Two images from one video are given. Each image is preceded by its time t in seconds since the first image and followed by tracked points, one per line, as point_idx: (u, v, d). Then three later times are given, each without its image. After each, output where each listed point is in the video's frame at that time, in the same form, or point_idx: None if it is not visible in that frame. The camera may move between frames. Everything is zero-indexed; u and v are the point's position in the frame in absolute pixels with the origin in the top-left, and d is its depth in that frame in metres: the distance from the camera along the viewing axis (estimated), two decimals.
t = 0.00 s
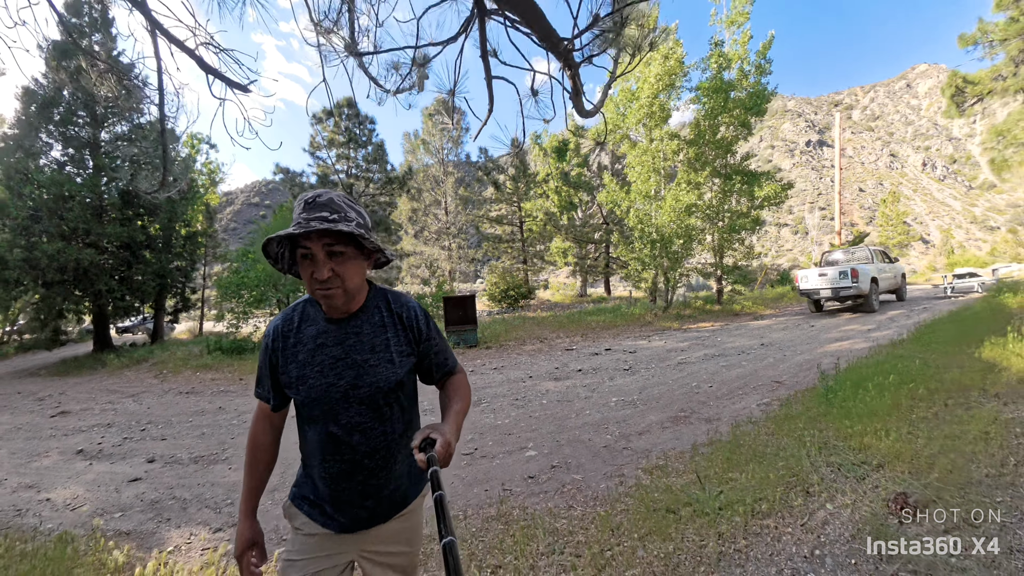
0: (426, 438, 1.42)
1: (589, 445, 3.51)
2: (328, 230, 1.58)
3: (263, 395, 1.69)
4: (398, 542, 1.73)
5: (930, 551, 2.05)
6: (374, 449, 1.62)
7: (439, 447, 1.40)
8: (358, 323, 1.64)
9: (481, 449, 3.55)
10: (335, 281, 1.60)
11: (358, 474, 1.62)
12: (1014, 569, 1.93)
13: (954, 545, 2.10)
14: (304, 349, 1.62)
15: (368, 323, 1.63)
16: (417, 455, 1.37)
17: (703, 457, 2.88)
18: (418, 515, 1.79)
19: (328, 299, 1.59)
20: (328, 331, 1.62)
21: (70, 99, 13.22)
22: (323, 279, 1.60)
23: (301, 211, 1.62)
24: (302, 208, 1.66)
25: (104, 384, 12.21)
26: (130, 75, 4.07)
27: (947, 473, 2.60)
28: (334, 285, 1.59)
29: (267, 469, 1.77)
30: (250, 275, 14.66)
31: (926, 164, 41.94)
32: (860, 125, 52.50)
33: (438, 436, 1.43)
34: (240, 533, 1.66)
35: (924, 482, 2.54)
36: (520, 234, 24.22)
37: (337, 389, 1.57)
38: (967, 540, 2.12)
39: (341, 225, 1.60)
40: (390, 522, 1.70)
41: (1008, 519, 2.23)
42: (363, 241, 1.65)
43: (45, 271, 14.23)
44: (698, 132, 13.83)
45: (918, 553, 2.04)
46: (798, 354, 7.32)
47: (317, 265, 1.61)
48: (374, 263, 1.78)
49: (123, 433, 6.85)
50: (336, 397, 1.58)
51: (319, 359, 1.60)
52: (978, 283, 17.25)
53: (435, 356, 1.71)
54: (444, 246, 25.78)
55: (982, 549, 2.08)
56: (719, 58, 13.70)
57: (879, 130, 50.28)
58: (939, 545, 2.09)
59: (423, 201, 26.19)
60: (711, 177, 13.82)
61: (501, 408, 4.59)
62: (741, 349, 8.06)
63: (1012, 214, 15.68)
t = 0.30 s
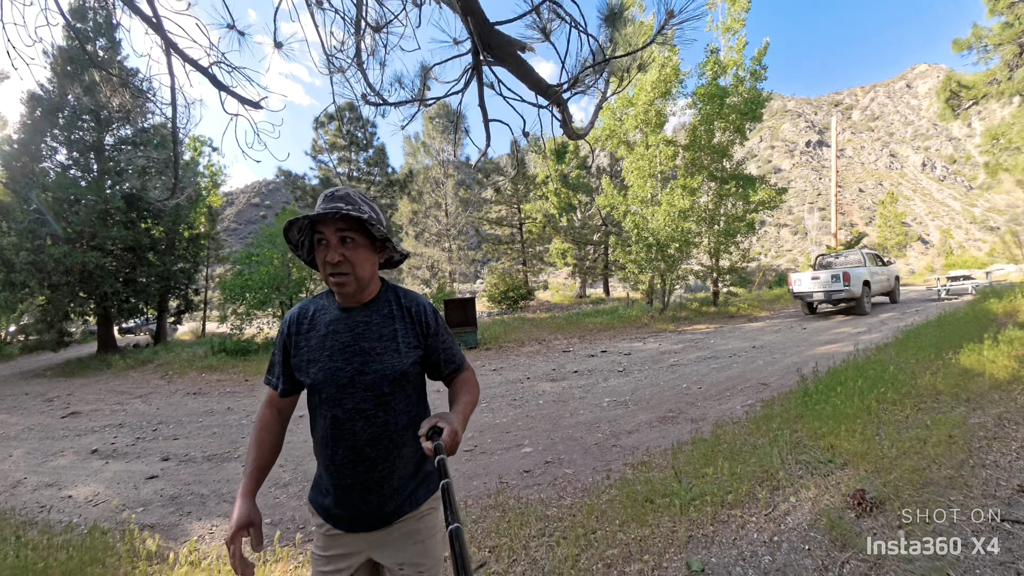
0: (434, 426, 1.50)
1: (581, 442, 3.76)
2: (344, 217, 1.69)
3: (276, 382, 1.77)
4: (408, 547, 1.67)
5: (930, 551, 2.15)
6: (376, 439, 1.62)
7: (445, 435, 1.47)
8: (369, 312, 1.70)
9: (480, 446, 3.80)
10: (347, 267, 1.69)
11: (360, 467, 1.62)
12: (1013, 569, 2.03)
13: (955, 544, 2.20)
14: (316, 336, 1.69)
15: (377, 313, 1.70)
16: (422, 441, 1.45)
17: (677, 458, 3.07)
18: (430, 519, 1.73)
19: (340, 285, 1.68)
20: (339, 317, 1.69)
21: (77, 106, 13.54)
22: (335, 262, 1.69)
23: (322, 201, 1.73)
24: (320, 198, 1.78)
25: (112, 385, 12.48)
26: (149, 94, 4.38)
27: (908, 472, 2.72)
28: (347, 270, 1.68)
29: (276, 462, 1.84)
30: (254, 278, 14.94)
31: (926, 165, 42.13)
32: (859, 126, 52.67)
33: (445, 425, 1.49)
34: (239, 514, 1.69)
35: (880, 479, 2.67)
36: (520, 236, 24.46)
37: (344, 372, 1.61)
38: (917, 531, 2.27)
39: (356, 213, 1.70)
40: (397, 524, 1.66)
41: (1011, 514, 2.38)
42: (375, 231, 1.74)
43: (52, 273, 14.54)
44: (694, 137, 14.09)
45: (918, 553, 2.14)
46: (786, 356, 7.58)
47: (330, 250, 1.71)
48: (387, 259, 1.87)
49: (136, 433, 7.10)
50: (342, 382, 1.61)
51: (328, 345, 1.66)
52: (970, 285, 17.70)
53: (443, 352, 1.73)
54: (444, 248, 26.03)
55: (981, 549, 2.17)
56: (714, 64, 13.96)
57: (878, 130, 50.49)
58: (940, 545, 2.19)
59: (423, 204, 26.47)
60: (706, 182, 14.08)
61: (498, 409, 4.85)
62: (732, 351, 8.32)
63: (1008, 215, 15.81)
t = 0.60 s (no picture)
0: (447, 447, 1.45)
1: (573, 435, 4.01)
2: (370, 232, 1.66)
3: (287, 398, 1.67)
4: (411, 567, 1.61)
5: (930, 551, 2.14)
6: (386, 461, 1.58)
7: (460, 456, 1.42)
8: (385, 331, 1.65)
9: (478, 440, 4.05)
10: (370, 282, 1.65)
11: (367, 488, 1.59)
12: (1010, 565, 2.03)
13: (954, 544, 2.20)
14: (330, 353, 1.62)
15: (394, 333, 1.64)
16: (437, 464, 1.40)
17: (655, 450, 3.25)
18: (435, 539, 1.64)
19: (361, 301, 1.63)
20: (354, 336, 1.63)
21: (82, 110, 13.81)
22: (358, 277, 1.65)
23: (345, 217, 1.69)
24: (342, 213, 1.74)
25: (119, 383, 12.78)
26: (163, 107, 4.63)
27: (871, 462, 2.82)
28: (370, 285, 1.64)
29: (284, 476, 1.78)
30: (258, 278, 15.21)
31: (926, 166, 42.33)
32: (859, 127, 52.91)
33: (460, 444, 1.45)
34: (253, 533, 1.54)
35: (842, 467, 2.80)
36: (519, 237, 24.76)
37: (358, 394, 1.55)
38: (871, 515, 2.37)
39: (381, 228, 1.68)
40: (400, 543, 1.60)
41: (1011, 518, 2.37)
42: (400, 247, 1.73)
43: (59, 274, 14.82)
44: (690, 141, 14.37)
45: (918, 553, 2.13)
46: (776, 355, 7.86)
47: (353, 265, 1.67)
48: (406, 274, 1.83)
49: (148, 428, 7.37)
50: (355, 403, 1.55)
51: (342, 364, 1.60)
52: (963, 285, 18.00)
53: (460, 373, 1.68)
54: (445, 249, 26.31)
55: (983, 549, 2.17)
56: (709, 69, 14.21)
57: (877, 131, 50.76)
58: (940, 545, 2.19)
59: (423, 205, 26.75)
60: (701, 185, 14.35)
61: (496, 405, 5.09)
62: (724, 350, 8.59)
63: (1003, 216, 16.01)
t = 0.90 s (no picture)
0: (455, 431, 1.51)
1: (563, 427, 4.34)
2: (402, 214, 1.82)
3: (310, 372, 1.83)
4: (415, 551, 1.75)
5: (929, 551, 2.18)
6: (398, 440, 1.69)
7: (467, 441, 1.47)
8: (404, 312, 1.77)
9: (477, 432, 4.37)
10: (399, 260, 1.78)
11: (380, 467, 1.70)
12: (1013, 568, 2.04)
13: (954, 544, 2.22)
14: (352, 330, 1.75)
15: (414, 315, 1.76)
16: (444, 448, 1.45)
17: (634, 440, 3.53)
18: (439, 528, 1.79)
19: (389, 277, 1.75)
20: (376, 314, 1.76)
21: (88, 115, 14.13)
22: (388, 255, 1.78)
23: (376, 199, 1.82)
24: (373, 195, 1.88)
25: (127, 382, 13.08)
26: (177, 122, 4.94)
27: (829, 449, 3.00)
28: (398, 263, 1.77)
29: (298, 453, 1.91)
30: (262, 279, 15.51)
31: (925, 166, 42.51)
32: (858, 128, 53.13)
33: (467, 431, 1.51)
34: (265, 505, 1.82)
35: (802, 452, 2.98)
36: (518, 238, 25.08)
37: (375, 369, 1.67)
38: (820, 494, 2.57)
39: (413, 211, 1.84)
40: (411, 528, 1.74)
41: (1013, 518, 2.36)
42: (431, 230, 1.88)
43: (66, 275, 15.15)
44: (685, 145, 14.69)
45: (917, 554, 2.16)
46: (763, 353, 8.18)
47: (384, 243, 1.81)
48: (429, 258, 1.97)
49: (160, 424, 7.69)
50: (372, 379, 1.67)
51: (362, 341, 1.72)
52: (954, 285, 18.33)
53: (472, 359, 1.78)
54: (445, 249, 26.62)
55: (982, 550, 2.18)
56: (703, 75, 14.52)
57: (876, 131, 50.98)
58: (940, 545, 2.22)
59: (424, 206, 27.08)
60: (696, 188, 14.66)
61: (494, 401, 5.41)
62: (715, 349, 8.90)
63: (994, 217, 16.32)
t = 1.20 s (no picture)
0: (466, 437, 1.52)
1: (560, 422, 4.64)
2: (400, 235, 1.93)
3: (331, 385, 2.04)
4: (428, 556, 1.91)
5: (933, 552, 2.22)
6: (415, 447, 1.82)
7: (478, 449, 1.49)
8: (414, 325, 1.90)
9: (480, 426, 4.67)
10: (401, 279, 1.89)
11: (399, 474, 1.84)
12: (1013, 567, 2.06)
13: (956, 545, 2.25)
14: (365, 344, 1.89)
15: (425, 328, 1.89)
16: (456, 454, 1.46)
17: (625, 433, 3.83)
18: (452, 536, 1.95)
19: (395, 296, 1.88)
20: (388, 328, 1.90)
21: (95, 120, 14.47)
22: (390, 276, 1.90)
23: (379, 220, 1.96)
24: (375, 217, 2.01)
25: (134, 382, 13.37)
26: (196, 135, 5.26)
27: (802, 442, 3.28)
28: (401, 282, 1.89)
29: (324, 457, 2.14)
30: (266, 281, 15.80)
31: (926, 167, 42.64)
32: (858, 128, 53.31)
33: (479, 437, 1.53)
34: (297, 503, 2.12)
35: (775, 443, 3.28)
36: (518, 239, 25.37)
37: (388, 381, 1.80)
38: (788, 479, 2.83)
39: (411, 232, 1.93)
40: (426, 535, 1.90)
41: (965, 506, 2.51)
42: (429, 247, 1.97)
43: (73, 276, 15.48)
44: (682, 149, 14.97)
45: (920, 554, 2.21)
46: (755, 353, 8.48)
47: (386, 264, 1.93)
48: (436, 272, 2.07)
49: (173, 422, 7.99)
50: (387, 390, 1.81)
51: (376, 355, 1.86)
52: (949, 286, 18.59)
53: (483, 367, 1.87)
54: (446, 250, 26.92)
55: (983, 550, 2.20)
56: (699, 80, 14.80)
57: (877, 130, 51.10)
58: (943, 545, 2.25)
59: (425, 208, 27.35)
60: (692, 191, 14.95)
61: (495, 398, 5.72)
62: (708, 349, 9.20)
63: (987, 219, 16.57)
